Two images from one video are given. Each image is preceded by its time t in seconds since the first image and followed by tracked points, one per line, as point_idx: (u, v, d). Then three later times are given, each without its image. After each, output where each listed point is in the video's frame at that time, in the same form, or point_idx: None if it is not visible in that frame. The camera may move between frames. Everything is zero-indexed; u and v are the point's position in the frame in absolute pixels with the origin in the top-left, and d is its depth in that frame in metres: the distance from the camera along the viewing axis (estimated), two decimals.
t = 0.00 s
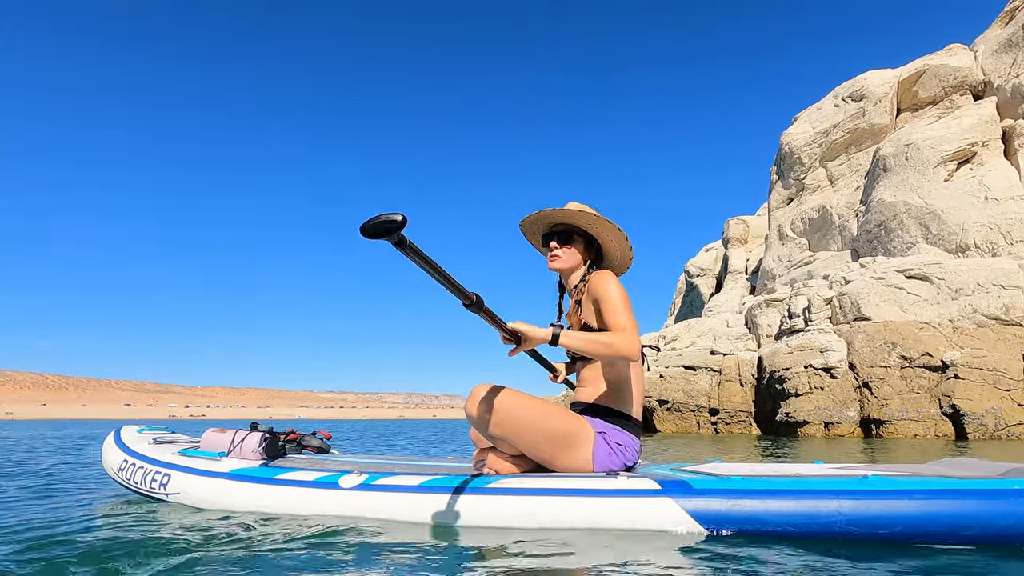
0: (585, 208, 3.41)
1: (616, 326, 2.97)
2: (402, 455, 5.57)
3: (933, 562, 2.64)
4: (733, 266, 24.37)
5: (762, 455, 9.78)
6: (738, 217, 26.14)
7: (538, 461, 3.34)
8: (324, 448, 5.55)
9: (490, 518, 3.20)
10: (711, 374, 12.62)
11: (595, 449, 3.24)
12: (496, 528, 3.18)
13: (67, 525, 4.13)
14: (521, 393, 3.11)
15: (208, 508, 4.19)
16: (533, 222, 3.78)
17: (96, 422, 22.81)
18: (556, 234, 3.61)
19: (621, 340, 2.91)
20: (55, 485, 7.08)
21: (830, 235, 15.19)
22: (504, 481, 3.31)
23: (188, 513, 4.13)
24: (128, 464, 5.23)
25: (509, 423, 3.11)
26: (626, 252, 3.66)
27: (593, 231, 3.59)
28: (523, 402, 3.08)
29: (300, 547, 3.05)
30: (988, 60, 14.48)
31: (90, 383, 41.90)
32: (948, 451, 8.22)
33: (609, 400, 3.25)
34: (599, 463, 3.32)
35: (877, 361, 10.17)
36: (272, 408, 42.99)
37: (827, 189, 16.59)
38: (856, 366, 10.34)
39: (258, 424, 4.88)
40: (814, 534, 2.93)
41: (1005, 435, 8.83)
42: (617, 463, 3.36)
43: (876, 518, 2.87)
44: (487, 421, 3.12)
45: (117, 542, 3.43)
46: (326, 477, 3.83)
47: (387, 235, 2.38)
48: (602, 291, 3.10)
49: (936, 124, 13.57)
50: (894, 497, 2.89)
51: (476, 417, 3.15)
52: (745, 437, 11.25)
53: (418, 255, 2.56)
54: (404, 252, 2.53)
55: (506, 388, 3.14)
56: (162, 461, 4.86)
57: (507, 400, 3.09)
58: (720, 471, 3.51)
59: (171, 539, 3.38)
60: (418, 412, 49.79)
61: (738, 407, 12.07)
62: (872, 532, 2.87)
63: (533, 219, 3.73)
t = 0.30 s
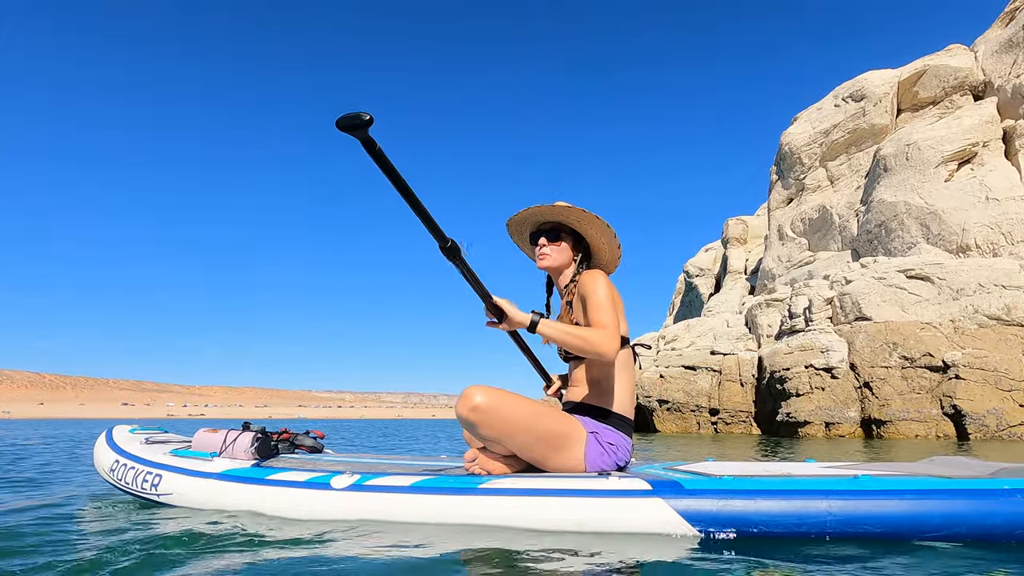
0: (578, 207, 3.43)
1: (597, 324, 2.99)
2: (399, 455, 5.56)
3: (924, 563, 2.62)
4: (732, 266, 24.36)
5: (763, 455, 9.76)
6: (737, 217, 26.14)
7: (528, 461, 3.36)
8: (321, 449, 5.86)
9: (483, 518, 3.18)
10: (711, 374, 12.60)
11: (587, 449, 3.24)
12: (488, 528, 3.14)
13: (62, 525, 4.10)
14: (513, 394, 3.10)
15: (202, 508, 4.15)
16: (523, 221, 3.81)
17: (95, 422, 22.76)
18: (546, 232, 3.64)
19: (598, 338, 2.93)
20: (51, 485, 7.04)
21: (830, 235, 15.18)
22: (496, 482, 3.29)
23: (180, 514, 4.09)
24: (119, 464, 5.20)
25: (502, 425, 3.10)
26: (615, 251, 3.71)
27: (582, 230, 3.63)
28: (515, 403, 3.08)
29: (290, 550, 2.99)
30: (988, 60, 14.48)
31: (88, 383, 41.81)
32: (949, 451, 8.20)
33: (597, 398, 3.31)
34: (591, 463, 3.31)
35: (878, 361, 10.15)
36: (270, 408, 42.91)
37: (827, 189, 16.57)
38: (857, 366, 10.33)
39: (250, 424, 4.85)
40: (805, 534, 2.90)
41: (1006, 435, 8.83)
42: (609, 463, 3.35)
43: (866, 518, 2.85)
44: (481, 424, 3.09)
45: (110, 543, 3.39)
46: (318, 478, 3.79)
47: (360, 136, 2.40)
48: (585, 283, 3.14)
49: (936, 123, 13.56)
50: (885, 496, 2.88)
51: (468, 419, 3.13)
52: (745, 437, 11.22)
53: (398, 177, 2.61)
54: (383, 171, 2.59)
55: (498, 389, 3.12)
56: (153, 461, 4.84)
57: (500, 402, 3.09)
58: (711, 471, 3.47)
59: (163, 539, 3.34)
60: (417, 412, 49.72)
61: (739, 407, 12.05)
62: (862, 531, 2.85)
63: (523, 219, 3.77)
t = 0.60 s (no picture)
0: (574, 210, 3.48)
1: (595, 315, 2.99)
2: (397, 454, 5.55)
3: (914, 564, 2.59)
4: (731, 266, 24.34)
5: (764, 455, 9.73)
6: (737, 217, 26.13)
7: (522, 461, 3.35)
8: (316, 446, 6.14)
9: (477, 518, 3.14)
10: (712, 374, 12.57)
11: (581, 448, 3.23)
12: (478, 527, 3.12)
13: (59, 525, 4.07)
14: (506, 394, 3.10)
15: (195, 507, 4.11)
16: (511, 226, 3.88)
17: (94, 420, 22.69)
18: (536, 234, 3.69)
19: (599, 327, 2.92)
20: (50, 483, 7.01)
21: (831, 234, 15.15)
22: (490, 481, 3.26)
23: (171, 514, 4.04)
24: (113, 462, 5.17)
25: (494, 424, 3.10)
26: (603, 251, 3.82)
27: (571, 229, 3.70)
28: (508, 403, 3.08)
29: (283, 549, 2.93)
30: (989, 60, 14.47)
31: (87, 382, 41.71)
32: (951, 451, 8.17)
33: (593, 397, 3.30)
34: (585, 462, 3.30)
35: (880, 361, 10.14)
36: (269, 407, 42.87)
37: (828, 189, 16.54)
38: (858, 366, 10.31)
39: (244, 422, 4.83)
40: (799, 534, 2.87)
41: (1009, 435, 8.78)
42: (602, 462, 3.34)
43: (858, 518, 2.82)
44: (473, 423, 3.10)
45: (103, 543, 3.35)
46: (311, 476, 3.78)
47: (412, 84, 2.24)
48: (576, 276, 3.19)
49: (938, 123, 13.55)
50: (877, 496, 2.84)
51: (461, 419, 3.14)
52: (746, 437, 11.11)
53: (439, 136, 2.44)
54: (426, 125, 2.39)
55: (490, 389, 3.13)
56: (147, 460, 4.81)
57: (492, 401, 3.09)
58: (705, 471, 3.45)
59: (156, 538, 3.31)
60: (415, 412, 49.69)
61: (739, 407, 12.03)
62: (856, 531, 2.82)
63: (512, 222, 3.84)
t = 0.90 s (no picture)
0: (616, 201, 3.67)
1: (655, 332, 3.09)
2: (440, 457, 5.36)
3: None
4: (764, 262, 23.69)
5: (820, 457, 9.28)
6: (770, 212, 25.43)
7: (520, 459, 3.53)
8: (353, 444, 5.92)
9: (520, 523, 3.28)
10: (758, 373, 12.13)
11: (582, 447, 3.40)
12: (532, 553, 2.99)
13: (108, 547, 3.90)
14: (500, 392, 3.30)
15: (262, 526, 4.10)
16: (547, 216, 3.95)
17: (122, 420, 22.62)
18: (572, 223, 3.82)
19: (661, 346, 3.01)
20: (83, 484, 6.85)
21: (878, 227, 14.49)
22: (531, 485, 3.39)
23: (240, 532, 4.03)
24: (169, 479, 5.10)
25: (493, 423, 3.28)
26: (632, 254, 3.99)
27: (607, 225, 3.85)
28: (504, 401, 3.28)
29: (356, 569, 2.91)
30: None
31: (116, 381, 42.06)
32: None
33: (606, 398, 3.44)
34: (585, 462, 3.46)
35: (946, 359, 9.57)
36: (296, 407, 43.05)
37: (873, 180, 15.87)
38: (922, 364, 9.75)
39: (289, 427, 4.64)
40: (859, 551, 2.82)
41: None
42: (604, 462, 3.48)
43: (924, 536, 2.73)
44: (471, 420, 3.28)
45: (167, 573, 3.24)
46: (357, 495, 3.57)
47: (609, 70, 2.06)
48: (631, 288, 3.28)
49: (996, 109, 12.88)
50: (945, 513, 2.76)
51: (458, 416, 3.33)
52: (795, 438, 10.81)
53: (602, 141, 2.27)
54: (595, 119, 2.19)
55: (488, 387, 3.31)
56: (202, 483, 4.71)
57: (490, 400, 3.27)
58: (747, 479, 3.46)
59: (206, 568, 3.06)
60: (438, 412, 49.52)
61: (788, 407, 11.53)
62: (921, 552, 2.73)
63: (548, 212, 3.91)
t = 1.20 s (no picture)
0: (629, 200, 3.60)
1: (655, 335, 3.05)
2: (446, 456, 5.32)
3: None
4: (770, 261, 23.55)
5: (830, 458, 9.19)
6: (776, 211, 25.29)
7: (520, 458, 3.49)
8: (359, 444, 5.89)
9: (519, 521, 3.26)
10: (767, 373, 12.04)
11: (582, 447, 3.35)
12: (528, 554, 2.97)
13: (113, 549, 3.87)
14: (501, 391, 3.24)
15: (268, 526, 4.09)
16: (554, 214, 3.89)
17: (130, 421, 22.71)
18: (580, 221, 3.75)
19: (659, 352, 2.97)
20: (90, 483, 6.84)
21: (887, 226, 14.38)
22: (531, 486, 3.34)
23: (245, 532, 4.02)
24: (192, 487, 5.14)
25: (494, 422, 3.23)
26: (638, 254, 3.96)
27: (615, 224, 3.80)
28: (505, 400, 3.22)
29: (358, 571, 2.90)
30: None
31: (123, 382, 42.27)
32: None
33: (609, 398, 3.38)
34: (586, 462, 3.42)
35: (958, 359, 9.47)
36: (300, 407, 43.07)
37: (881, 178, 15.75)
38: (934, 364, 9.65)
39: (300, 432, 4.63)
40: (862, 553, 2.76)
41: None
42: (604, 463, 3.43)
43: (927, 537, 2.68)
44: (473, 419, 3.22)
45: None
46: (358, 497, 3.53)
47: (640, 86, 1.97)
48: (637, 287, 3.22)
49: (1008, 106, 12.76)
50: (947, 513, 2.70)
51: (459, 413, 3.27)
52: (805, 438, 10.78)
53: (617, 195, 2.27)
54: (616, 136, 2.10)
55: (490, 386, 3.24)
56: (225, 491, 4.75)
57: (492, 398, 3.21)
58: (745, 479, 3.42)
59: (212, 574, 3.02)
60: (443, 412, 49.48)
61: (798, 408, 11.47)
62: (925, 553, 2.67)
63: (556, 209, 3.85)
